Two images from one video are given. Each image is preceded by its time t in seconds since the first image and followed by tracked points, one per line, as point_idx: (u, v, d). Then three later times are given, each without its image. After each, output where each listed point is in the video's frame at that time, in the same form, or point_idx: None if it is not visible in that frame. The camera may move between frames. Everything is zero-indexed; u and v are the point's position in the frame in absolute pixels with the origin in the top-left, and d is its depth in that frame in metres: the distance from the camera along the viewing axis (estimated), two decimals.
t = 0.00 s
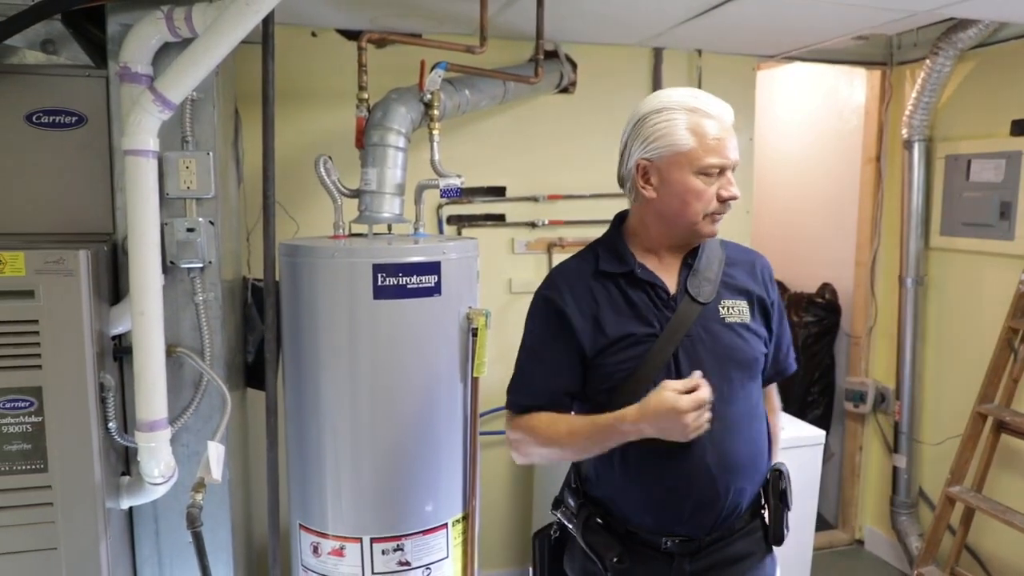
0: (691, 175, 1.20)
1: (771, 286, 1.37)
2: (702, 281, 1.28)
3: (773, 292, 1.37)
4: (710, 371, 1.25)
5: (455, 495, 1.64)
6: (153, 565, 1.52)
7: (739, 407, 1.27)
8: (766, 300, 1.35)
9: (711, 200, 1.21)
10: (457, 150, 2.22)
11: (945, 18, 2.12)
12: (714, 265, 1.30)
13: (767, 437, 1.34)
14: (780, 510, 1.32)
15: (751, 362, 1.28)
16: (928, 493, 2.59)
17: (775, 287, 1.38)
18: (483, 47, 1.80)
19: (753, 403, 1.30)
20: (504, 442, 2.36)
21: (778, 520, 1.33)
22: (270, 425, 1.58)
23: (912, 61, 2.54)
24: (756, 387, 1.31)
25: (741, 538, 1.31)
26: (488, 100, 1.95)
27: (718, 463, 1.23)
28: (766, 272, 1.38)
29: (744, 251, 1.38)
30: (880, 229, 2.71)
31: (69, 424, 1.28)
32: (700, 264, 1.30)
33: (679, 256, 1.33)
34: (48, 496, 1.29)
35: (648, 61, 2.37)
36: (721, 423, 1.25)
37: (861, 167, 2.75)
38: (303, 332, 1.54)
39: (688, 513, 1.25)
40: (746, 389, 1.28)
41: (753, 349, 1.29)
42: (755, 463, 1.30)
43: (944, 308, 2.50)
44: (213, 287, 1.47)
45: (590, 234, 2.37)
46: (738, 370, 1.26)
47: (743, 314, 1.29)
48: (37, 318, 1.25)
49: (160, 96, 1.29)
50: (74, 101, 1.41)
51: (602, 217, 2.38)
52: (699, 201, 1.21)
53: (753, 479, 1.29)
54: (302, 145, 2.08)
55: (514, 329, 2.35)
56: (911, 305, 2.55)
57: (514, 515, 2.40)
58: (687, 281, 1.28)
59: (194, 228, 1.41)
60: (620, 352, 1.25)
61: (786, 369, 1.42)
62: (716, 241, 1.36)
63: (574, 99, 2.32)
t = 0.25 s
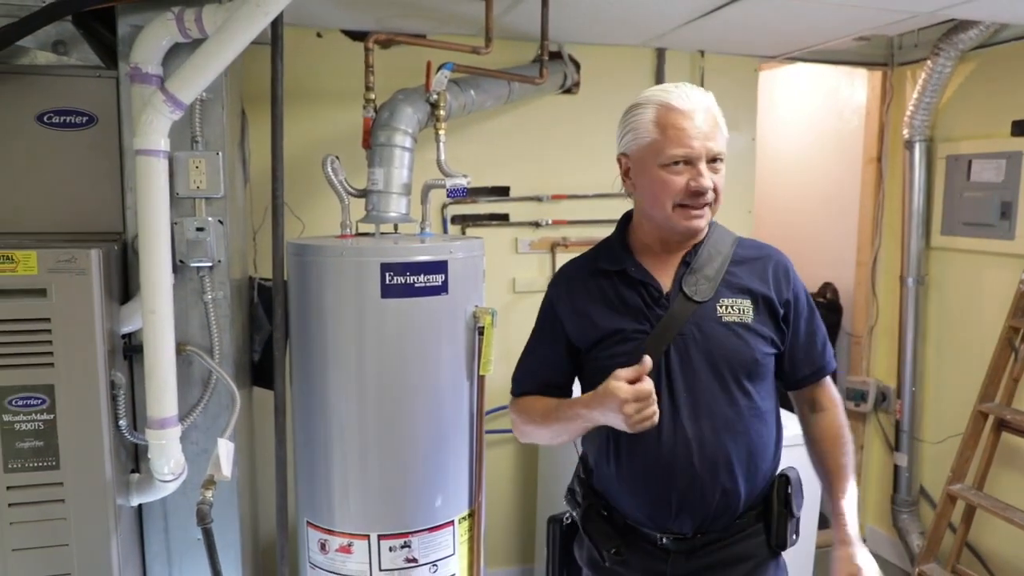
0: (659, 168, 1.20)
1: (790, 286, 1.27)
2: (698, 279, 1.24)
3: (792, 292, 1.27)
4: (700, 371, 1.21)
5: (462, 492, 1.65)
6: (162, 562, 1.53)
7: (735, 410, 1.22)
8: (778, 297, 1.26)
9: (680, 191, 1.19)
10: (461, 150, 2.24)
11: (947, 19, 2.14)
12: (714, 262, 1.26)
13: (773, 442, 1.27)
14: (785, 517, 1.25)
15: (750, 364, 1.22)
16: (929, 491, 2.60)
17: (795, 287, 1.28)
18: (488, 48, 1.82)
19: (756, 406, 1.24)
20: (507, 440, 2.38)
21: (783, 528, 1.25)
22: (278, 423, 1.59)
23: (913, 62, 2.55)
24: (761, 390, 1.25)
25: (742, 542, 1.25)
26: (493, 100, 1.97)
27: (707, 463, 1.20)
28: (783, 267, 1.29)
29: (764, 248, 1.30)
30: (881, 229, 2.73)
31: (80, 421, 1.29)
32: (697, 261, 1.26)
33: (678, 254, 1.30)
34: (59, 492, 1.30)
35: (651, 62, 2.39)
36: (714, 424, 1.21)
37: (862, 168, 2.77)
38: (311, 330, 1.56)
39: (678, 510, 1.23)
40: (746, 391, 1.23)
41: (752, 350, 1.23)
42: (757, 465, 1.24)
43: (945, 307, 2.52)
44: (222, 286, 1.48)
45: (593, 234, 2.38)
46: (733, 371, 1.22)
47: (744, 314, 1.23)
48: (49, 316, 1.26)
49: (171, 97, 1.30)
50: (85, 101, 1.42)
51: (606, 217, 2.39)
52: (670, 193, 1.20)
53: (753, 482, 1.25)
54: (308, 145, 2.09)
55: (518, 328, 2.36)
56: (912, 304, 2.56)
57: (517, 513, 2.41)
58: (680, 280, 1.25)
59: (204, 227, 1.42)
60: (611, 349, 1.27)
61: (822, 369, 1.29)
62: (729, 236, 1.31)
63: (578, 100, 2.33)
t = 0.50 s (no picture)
0: (650, 168, 1.20)
1: (801, 286, 1.22)
2: (700, 278, 1.23)
3: (802, 294, 1.22)
4: (699, 370, 1.20)
5: (466, 492, 1.66)
6: (169, 562, 1.54)
7: (735, 412, 1.19)
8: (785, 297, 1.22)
9: (671, 191, 1.18)
10: (465, 151, 2.24)
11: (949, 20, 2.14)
12: (717, 261, 1.24)
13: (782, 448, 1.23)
14: (789, 523, 1.22)
15: (752, 364, 1.20)
16: (931, 491, 2.61)
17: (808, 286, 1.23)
18: (492, 49, 1.82)
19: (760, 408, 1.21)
20: (511, 440, 2.39)
21: (787, 533, 1.22)
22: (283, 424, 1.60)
23: (915, 63, 2.56)
24: (766, 392, 1.22)
25: (745, 545, 1.23)
26: (497, 101, 1.97)
27: (703, 463, 1.19)
28: (794, 266, 1.24)
29: (776, 247, 1.26)
30: (883, 229, 2.73)
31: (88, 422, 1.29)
32: (700, 261, 1.25)
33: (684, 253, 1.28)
34: (67, 492, 1.30)
35: (654, 63, 2.40)
36: (711, 426, 1.19)
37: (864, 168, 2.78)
38: (316, 330, 1.56)
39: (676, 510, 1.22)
40: (748, 392, 1.20)
41: (753, 351, 1.20)
42: (759, 470, 1.21)
43: (947, 307, 2.52)
44: (228, 287, 1.49)
45: (596, 234, 2.39)
46: (733, 372, 1.20)
47: (747, 314, 1.21)
48: (57, 317, 1.26)
49: (179, 99, 1.30)
50: (92, 103, 1.43)
51: (608, 217, 2.40)
52: (661, 194, 1.19)
53: (755, 486, 1.22)
54: (312, 146, 2.10)
55: (521, 329, 2.37)
56: (915, 304, 2.57)
57: (520, 513, 2.42)
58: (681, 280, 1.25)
59: (210, 228, 1.42)
60: (613, 348, 1.28)
61: (840, 376, 1.22)
62: (740, 237, 1.28)
63: (581, 101, 2.34)
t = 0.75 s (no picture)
0: (640, 168, 1.20)
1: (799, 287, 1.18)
2: (695, 276, 1.21)
3: (800, 296, 1.18)
4: (688, 369, 1.19)
5: (458, 491, 1.65)
6: (159, 562, 1.53)
7: (724, 412, 1.18)
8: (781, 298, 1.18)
9: (660, 192, 1.18)
10: (457, 149, 2.24)
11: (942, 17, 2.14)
12: (713, 259, 1.22)
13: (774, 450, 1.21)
14: (781, 525, 1.18)
15: (743, 365, 1.18)
16: (926, 488, 2.61)
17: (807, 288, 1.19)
18: (484, 47, 1.81)
19: (752, 410, 1.19)
20: (505, 439, 2.39)
21: (777, 537, 1.19)
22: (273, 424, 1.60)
23: (910, 60, 2.55)
24: (760, 394, 1.20)
25: (735, 545, 1.21)
26: (490, 99, 1.96)
27: (689, 461, 1.19)
28: (795, 266, 1.20)
29: (779, 246, 1.22)
30: (878, 227, 2.73)
31: (76, 422, 1.29)
32: (696, 260, 1.23)
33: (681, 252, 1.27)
34: (55, 493, 1.30)
35: (648, 60, 2.39)
36: (700, 426, 1.18)
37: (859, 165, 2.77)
38: (307, 328, 1.56)
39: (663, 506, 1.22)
40: (739, 393, 1.18)
41: (744, 351, 1.18)
42: (749, 472, 1.19)
43: (942, 305, 2.52)
44: (218, 286, 1.48)
45: (590, 232, 2.38)
46: (723, 372, 1.18)
47: (741, 314, 1.18)
48: (44, 317, 1.26)
49: (167, 97, 1.30)
50: (80, 101, 1.42)
51: (602, 215, 2.39)
52: (651, 195, 1.19)
53: (745, 489, 1.20)
54: (305, 144, 2.09)
55: (515, 327, 2.36)
56: (910, 302, 2.56)
57: (515, 511, 2.42)
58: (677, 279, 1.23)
59: (199, 227, 1.42)
60: (609, 345, 1.27)
61: (836, 382, 1.17)
62: (742, 235, 1.25)
63: (575, 98, 2.33)
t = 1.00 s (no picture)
0: (611, 166, 1.19)
1: (776, 294, 1.12)
2: (669, 279, 1.18)
3: (776, 302, 1.12)
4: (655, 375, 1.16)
5: (438, 495, 1.63)
6: (134, 567, 1.51)
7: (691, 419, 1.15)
8: (755, 304, 1.13)
9: (628, 190, 1.16)
10: (443, 149, 2.21)
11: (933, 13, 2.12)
12: (689, 262, 1.18)
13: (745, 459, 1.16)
14: (755, 537, 1.13)
15: (711, 372, 1.14)
16: (918, 489, 2.59)
17: (786, 294, 1.12)
18: (466, 45, 1.79)
19: (723, 418, 1.14)
20: (492, 441, 2.36)
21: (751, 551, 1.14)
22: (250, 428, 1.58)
23: (901, 57, 2.53)
24: (734, 402, 1.15)
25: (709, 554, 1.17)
26: (473, 98, 1.93)
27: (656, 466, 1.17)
28: (778, 272, 1.13)
29: (762, 249, 1.16)
30: (870, 226, 2.70)
31: (45, 427, 1.27)
32: (672, 261, 1.19)
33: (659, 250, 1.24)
34: (24, 499, 1.28)
35: (636, 59, 2.37)
36: (665, 434, 1.16)
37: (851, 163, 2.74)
38: (284, 330, 1.54)
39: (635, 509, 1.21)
40: (708, 400, 1.15)
41: (712, 358, 1.14)
42: (722, 480, 1.16)
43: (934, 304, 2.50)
44: (192, 288, 1.46)
45: (578, 232, 2.36)
46: (689, 379, 1.14)
47: (712, 319, 1.14)
48: (11, 320, 1.24)
49: (136, 97, 1.27)
50: (51, 101, 1.40)
51: (590, 215, 2.37)
52: (622, 192, 1.18)
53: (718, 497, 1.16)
54: (287, 144, 2.07)
55: (502, 328, 2.34)
56: (901, 301, 2.54)
57: (502, 514, 2.40)
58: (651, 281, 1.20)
59: (172, 229, 1.39)
60: (587, 346, 1.26)
61: (816, 396, 1.11)
62: (725, 238, 1.19)
63: (562, 97, 2.31)
